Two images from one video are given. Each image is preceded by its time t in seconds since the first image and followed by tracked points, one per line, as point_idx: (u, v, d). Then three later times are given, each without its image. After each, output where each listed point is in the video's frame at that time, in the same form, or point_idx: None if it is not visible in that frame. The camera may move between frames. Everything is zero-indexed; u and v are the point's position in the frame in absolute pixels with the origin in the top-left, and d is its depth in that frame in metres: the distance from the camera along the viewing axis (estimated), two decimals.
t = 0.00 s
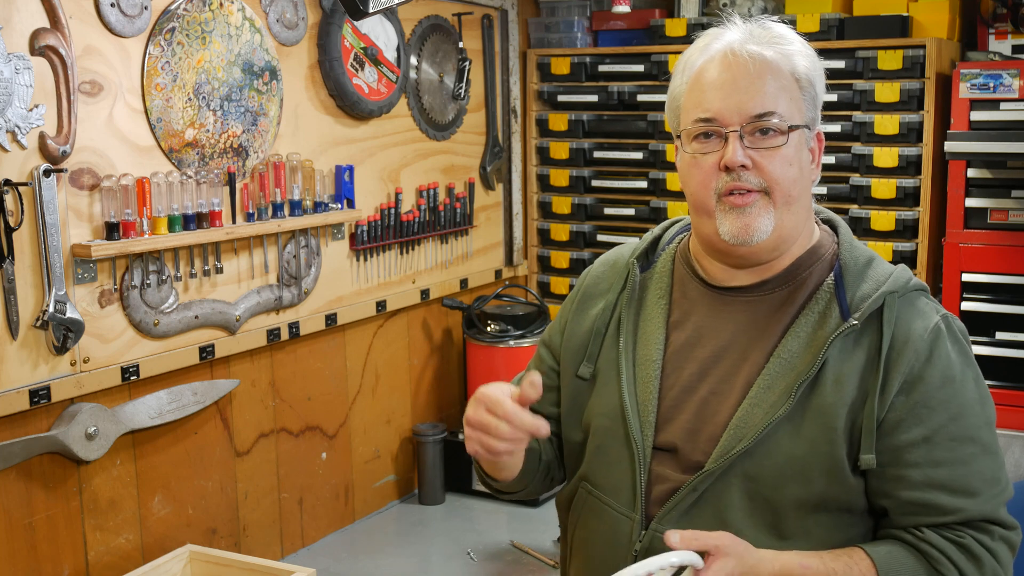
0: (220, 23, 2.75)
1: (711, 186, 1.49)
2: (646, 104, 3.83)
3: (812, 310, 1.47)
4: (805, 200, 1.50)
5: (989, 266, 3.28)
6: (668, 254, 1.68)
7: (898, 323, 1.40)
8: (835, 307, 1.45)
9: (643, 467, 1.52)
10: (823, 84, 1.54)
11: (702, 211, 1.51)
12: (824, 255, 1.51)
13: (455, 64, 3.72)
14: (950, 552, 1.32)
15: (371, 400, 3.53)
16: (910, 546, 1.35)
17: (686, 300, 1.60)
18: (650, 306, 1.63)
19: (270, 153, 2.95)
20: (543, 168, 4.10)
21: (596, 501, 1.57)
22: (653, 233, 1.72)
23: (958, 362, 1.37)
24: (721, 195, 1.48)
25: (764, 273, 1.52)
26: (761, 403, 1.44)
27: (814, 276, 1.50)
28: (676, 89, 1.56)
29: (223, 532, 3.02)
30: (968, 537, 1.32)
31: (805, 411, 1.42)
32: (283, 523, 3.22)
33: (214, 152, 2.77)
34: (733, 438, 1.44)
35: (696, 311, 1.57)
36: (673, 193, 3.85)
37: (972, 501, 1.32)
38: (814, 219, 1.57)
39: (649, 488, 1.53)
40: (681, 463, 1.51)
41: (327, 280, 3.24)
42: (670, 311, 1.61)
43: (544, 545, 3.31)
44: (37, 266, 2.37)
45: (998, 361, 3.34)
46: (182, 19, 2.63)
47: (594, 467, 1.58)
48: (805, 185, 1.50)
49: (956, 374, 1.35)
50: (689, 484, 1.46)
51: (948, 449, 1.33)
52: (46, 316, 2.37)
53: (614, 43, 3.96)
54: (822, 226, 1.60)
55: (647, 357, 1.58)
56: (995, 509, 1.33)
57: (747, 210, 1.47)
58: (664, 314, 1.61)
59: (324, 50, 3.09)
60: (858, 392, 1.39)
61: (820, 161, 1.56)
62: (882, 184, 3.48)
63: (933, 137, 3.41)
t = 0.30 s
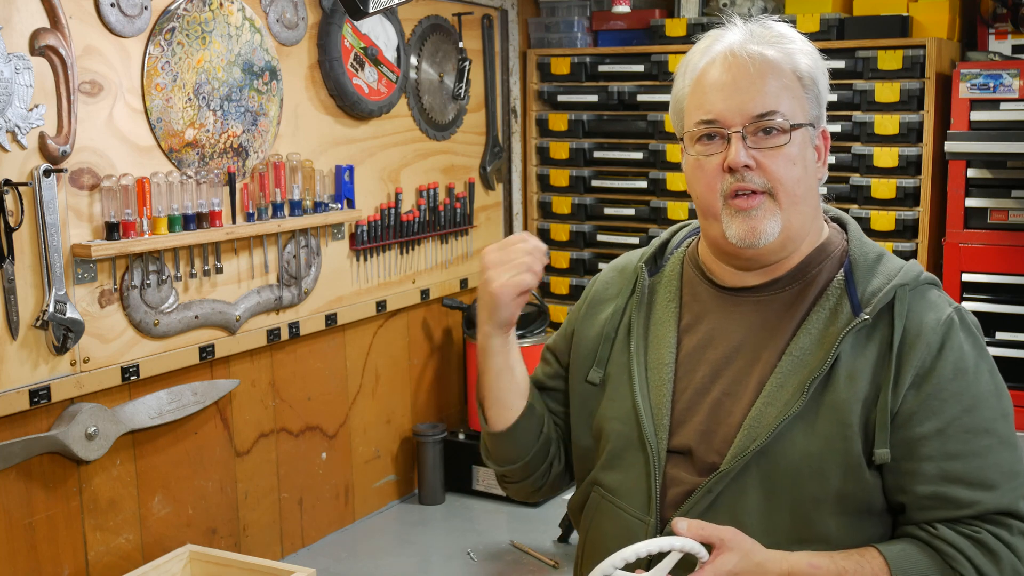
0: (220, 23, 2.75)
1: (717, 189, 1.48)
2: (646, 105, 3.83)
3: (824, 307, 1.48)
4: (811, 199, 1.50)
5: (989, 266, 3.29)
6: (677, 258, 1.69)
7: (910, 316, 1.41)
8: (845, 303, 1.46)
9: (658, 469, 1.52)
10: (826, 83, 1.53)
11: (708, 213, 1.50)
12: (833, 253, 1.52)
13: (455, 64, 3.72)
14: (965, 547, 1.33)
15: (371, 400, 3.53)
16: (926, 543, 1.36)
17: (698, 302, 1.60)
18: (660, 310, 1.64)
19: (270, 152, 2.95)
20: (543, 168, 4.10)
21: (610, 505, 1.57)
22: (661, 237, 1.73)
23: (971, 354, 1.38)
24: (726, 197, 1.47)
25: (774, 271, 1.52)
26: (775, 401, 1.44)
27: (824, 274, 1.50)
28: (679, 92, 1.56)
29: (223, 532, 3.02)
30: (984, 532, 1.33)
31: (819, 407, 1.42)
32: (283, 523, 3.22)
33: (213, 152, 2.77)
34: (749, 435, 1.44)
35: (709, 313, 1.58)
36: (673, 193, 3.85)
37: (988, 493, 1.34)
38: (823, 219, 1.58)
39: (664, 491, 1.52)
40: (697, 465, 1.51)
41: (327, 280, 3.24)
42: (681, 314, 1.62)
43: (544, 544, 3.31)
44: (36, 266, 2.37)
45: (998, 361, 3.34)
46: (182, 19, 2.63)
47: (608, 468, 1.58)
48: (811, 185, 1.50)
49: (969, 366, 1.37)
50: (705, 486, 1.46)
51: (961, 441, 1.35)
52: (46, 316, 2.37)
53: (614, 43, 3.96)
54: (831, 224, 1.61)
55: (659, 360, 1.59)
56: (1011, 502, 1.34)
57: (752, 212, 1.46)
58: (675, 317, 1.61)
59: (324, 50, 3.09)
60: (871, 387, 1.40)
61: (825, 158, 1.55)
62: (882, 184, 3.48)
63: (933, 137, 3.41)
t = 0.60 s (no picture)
0: (220, 23, 2.75)
1: (731, 193, 1.47)
2: (645, 104, 3.82)
3: (841, 307, 1.45)
4: (828, 201, 1.47)
5: (989, 266, 3.28)
6: (694, 258, 1.67)
7: (928, 317, 1.38)
8: (864, 303, 1.43)
9: (669, 470, 1.51)
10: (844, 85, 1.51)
11: (724, 216, 1.49)
12: (853, 253, 1.50)
13: (455, 63, 3.72)
14: (983, 555, 1.28)
15: (371, 399, 3.53)
16: (942, 550, 1.32)
17: (713, 302, 1.58)
18: (676, 310, 1.62)
19: (270, 153, 2.95)
20: (543, 168, 4.10)
21: (622, 506, 1.55)
22: (680, 238, 1.73)
23: (992, 357, 1.34)
24: (740, 200, 1.46)
25: (794, 273, 1.50)
26: (789, 401, 1.42)
27: (842, 274, 1.48)
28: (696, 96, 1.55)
29: (223, 532, 3.02)
30: (1002, 540, 1.28)
31: (835, 407, 1.39)
32: (283, 523, 3.22)
33: (214, 152, 2.77)
34: (761, 436, 1.42)
35: (724, 312, 1.56)
36: (673, 193, 3.85)
37: (1007, 498, 1.29)
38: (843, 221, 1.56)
39: (676, 492, 1.51)
40: (711, 465, 1.48)
41: (328, 280, 3.24)
42: (696, 314, 1.61)
43: (544, 544, 3.31)
44: (37, 266, 2.37)
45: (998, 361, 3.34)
46: (182, 19, 2.63)
47: (621, 468, 1.56)
48: (828, 187, 1.48)
49: (990, 370, 1.33)
50: (716, 487, 1.44)
51: (981, 445, 1.30)
52: (46, 316, 2.37)
53: (614, 43, 3.96)
54: (851, 226, 1.59)
55: (674, 360, 1.57)
56: None
57: (766, 215, 1.45)
58: (691, 317, 1.60)
59: (324, 50, 3.09)
60: (888, 390, 1.37)
61: (845, 160, 1.53)
62: (882, 184, 3.49)
63: (933, 137, 3.41)
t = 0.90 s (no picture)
0: (220, 23, 2.75)
1: (744, 198, 1.43)
2: (646, 104, 3.82)
3: (862, 315, 1.41)
4: (847, 206, 1.42)
5: (989, 266, 3.28)
6: (714, 262, 1.62)
7: (951, 327, 1.33)
8: (885, 311, 1.39)
9: (685, 476, 1.47)
10: (869, 86, 1.45)
11: (740, 220, 1.45)
12: (875, 259, 1.46)
13: (455, 64, 3.72)
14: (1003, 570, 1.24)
15: (371, 399, 3.53)
16: (961, 564, 1.28)
17: (733, 307, 1.54)
18: (694, 315, 1.58)
19: (270, 153, 2.95)
20: (543, 168, 4.10)
21: (637, 514, 1.51)
22: (700, 240, 1.67)
23: (1016, 369, 1.30)
24: (752, 204, 1.42)
25: (814, 279, 1.45)
26: (807, 411, 1.38)
27: (864, 281, 1.44)
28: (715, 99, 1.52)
29: (223, 532, 3.02)
30: (1023, 554, 1.24)
31: (855, 416, 1.35)
32: (283, 523, 3.22)
33: (214, 152, 2.77)
34: (778, 446, 1.38)
35: (743, 318, 1.52)
36: (673, 193, 3.85)
37: None
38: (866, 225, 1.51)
39: (692, 499, 1.47)
40: (728, 473, 1.45)
41: (328, 280, 3.24)
42: (715, 319, 1.56)
43: (544, 544, 3.31)
44: (36, 266, 2.37)
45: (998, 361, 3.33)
46: (182, 19, 2.63)
47: (637, 475, 1.52)
48: (846, 192, 1.42)
49: (1014, 382, 1.29)
50: (731, 497, 1.40)
51: (1003, 458, 1.27)
52: (46, 316, 2.36)
53: (614, 43, 3.96)
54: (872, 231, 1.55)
55: (692, 366, 1.53)
56: None
57: (778, 219, 1.41)
58: (709, 321, 1.55)
59: (324, 50, 3.09)
60: (908, 401, 1.33)
61: (869, 163, 1.47)
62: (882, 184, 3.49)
63: (933, 137, 3.41)
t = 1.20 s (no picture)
0: (220, 23, 2.75)
1: (747, 199, 1.43)
2: (646, 104, 3.82)
3: (871, 319, 1.41)
4: (853, 208, 1.42)
5: (989, 266, 3.28)
6: (721, 265, 1.62)
7: (962, 331, 1.33)
8: (895, 315, 1.38)
9: (693, 481, 1.47)
10: (877, 86, 1.45)
11: (745, 222, 1.45)
12: (884, 263, 1.45)
13: (455, 64, 3.72)
14: None
15: (371, 399, 3.53)
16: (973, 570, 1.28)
17: (741, 312, 1.54)
18: (702, 319, 1.58)
19: (270, 152, 2.95)
20: (543, 168, 4.10)
21: (646, 519, 1.51)
22: (706, 242, 1.67)
23: None
24: (755, 206, 1.42)
25: (821, 282, 1.45)
26: (817, 416, 1.38)
27: (873, 285, 1.44)
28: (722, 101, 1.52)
29: (223, 532, 3.02)
30: None
31: (865, 421, 1.35)
32: (283, 523, 3.22)
33: (214, 152, 2.77)
34: (789, 451, 1.38)
35: (751, 321, 1.52)
36: (673, 193, 3.85)
37: None
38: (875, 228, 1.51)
39: (700, 504, 1.47)
40: (737, 478, 1.45)
41: (327, 280, 3.24)
42: (723, 323, 1.56)
43: (544, 545, 3.31)
44: (36, 266, 2.37)
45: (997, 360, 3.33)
46: (182, 19, 2.63)
47: (645, 481, 1.52)
48: (852, 193, 1.41)
49: None
50: (742, 503, 1.40)
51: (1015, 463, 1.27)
52: (46, 316, 2.36)
53: (614, 43, 3.96)
54: (881, 232, 1.54)
55: (700, 370, 1.53)
56: None
57: (782, 222, 1.40)
58: (717, 325, 1.55)
59: (324, 50, 3.09)
60: (919, 406, 1.32)
61: (877, 165, 1.46)
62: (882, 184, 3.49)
63: (933, 137, 3.41)
